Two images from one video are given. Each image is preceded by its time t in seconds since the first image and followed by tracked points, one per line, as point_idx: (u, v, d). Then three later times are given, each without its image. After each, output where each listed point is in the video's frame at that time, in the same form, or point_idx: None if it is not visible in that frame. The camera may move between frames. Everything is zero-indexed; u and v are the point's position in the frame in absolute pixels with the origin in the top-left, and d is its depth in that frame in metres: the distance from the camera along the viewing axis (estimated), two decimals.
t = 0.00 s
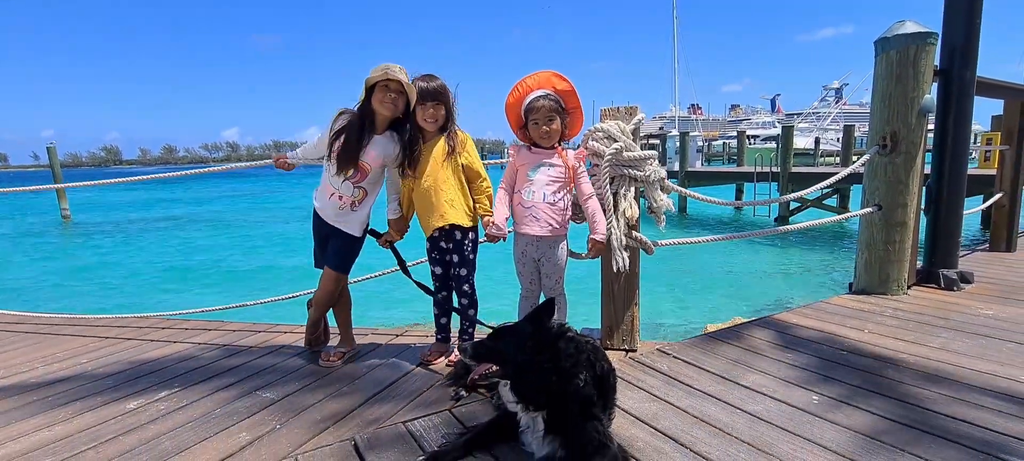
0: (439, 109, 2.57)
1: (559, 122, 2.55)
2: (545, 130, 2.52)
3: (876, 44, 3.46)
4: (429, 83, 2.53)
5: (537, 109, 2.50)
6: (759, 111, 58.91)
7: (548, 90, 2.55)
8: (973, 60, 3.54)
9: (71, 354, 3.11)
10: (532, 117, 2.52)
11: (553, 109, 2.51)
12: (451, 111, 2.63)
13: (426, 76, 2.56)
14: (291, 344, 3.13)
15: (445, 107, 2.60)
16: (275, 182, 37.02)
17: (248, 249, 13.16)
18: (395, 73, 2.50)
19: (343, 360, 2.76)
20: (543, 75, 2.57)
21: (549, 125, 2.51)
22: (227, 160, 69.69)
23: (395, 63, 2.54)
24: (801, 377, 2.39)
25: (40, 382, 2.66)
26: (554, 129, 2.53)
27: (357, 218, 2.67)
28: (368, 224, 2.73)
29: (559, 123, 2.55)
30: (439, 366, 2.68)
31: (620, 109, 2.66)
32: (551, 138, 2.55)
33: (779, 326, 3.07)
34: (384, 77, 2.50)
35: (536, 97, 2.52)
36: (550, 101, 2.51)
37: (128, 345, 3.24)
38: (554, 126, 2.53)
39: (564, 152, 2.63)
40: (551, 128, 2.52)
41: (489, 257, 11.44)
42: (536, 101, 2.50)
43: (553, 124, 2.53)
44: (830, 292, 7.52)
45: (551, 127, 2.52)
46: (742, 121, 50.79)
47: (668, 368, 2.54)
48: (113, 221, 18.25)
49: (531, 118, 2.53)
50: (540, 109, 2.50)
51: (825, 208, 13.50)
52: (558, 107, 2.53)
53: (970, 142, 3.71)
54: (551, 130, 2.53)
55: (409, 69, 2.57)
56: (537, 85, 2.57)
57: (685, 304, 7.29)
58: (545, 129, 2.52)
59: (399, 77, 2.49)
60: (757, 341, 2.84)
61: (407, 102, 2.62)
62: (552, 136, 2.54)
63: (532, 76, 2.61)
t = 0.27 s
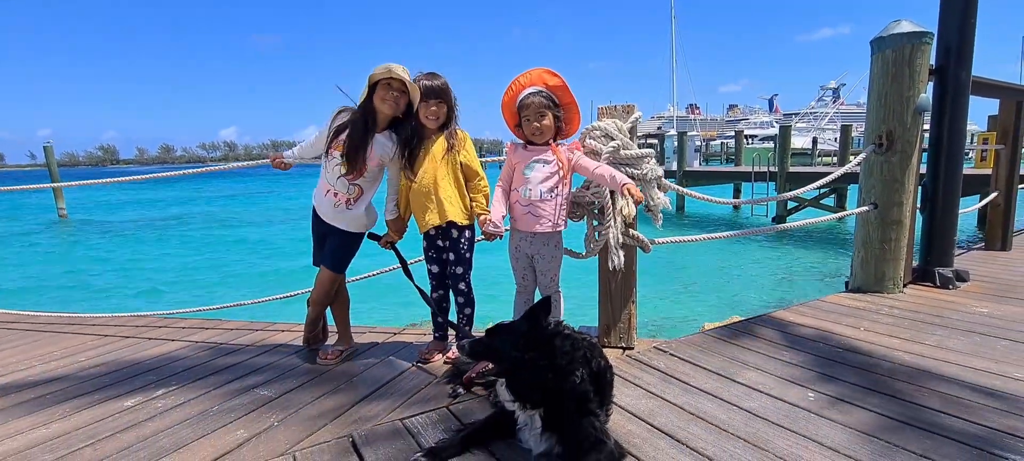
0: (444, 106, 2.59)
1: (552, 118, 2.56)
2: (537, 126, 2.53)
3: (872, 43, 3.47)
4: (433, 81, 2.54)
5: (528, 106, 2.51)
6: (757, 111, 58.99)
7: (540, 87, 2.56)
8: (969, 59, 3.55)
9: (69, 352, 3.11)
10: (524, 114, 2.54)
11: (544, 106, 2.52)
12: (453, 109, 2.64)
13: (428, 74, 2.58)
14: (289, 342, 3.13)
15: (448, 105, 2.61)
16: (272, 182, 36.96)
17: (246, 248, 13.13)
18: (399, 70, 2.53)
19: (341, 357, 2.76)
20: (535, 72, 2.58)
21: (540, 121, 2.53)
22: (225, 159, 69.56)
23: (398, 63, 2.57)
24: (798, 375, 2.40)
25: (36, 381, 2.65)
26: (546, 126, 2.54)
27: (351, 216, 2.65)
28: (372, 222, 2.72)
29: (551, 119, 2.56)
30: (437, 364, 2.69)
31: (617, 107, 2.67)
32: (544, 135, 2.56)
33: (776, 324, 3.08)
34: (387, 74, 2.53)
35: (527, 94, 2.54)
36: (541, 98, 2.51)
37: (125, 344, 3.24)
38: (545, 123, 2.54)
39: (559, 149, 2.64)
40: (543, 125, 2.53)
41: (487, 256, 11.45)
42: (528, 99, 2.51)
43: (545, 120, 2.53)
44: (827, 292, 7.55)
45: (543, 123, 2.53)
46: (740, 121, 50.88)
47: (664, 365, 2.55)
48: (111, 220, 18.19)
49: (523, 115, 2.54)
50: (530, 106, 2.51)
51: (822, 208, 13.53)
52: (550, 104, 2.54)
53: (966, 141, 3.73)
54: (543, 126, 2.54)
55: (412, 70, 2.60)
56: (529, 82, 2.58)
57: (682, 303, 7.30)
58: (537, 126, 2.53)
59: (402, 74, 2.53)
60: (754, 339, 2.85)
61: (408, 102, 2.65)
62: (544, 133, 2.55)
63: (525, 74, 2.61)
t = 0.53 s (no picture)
0: (438, 110, 2.58)
1: (544, 119, 2.56)
2: (529, 127, 2.55)
3: (868, 47, 3.50)
4: (431, 86, 2.53)
5: (520, 108, 2.53)
6: (753, 115, 59.24)
7: (531, 89, 2.56)
8: (963, 63, 3.58)
9: (63, 355, 3.09)
10: (516, 116, 2.56)
11: (535, 107, 2.53)
12: (451, 113, 2.65)
13: (426, 78, 2.56)
14: (286, 345, 3.12)
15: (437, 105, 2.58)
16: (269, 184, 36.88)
17: (242, 251, 13.09)
18: (396, 72, 2.53)
19: (337, 360, 2.75)
20: (527, 75, 2.59)
21: (532, 123, 2.54)
22: (221, 162, 69.40)
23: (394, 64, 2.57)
24: (794, 378, 2.41)
25: (29, 384, 2.63)
26: (538, 127, 2.55)
27: (350, 218, 2.65)
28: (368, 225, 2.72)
29: (544, 120, 2.56)
30: (433, 367, 2.69)
31: (613, 111, 2.68)
32: (537, 136, 2.57)
33: (773, 327, 3.09)
34: (384, 76, 2.53)
35: (519, 96, 2.55)
36: (532, 99, 2.53)
37: (119, 347, 3.22)
38: (537, 124, 2.55)
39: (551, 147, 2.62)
40: (534, 126, 2.54)
41: (484, 259, 11.45)
42: (519, 102, 2.54)
43: (536, 122, 2.54)
44: (823, 294, 7.57)
45: (535, 125, 2.54)
46: (736, 125, 51.07)
47: (661, 368, 2.55)
48: (106, 223, 18.12)
49: (515, 117, 2.57)
50: (522, 108, 2.53)
51: (818, 212, 13.59)
52: (541, 105, 2.54)
53: (960, 145, 3.76)
54: (536, 127, 2.55)
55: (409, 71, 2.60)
56: (521, 86, 2.59)
57: (679, 307, 7.30)
58: (529, 127, 2.55)
59: (399, 77, 2.52)
60: (751, 342, 2.85)
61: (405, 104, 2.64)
62: (536, 134, 2.56)
63: (518, 78, 2.63)
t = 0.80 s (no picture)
0: (437, 110, 2.56)
1: (541, 116, 2.55)
2: (527, 126, 2.53)
3: (865, 46, 3.50)
4: (432, 85, 2.54)
5: (517, 109, 2.53)
6: (750, 115, 59.32)
7: (526, 87, 2.56)
8: (960, 62, 3.59)
9: (59, 355, 3.07)
10: (513, 115, 2.56)
11: (532, 106, 2.53)
12: (450, 113, 2.63)
13: (426, 78, 2.57)
14: (283, 345, 3.11)
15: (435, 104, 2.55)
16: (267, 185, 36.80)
17: (239, 251, 13.06)
18: (396, 71, 2.53)
19: (335, 359, 2.74)
20: (521, 75, 2.58)
21: (530, 121, 2.53)
22: (219, 162, 69.26)
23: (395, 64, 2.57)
24: (793, 376, 2.41)
25: (25, 383, 2.62)
26: (535, 124, 2.54)
27: (346, 216, 2.65)
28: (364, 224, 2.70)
29: (541, 117, 2.55)
30: (432, 366, 2.68)
31: (611, 109, 2.67)
32: (535, 133, 2.56)
33: (771, 325, 3.09)
34: (383, 75, 2.53)
35: (514, 95, 2.55)
36: (528, 100, 2.52)
37: (116, 346, 3.20)
38: (534, 121, 2.54)
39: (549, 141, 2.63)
40: (532, 124, 2.53)
41: (482, 259, 11.44)
42: (516, 103, 2.53)
43: (533, 119, 2.53)
44: (821, 294, 7.58)
45: (532, 122, 2.53)
46: (734, 125, 51.14)
47: (660, 366, 2.54)
48: (103, 223, 18.05)
49: (512, 116, 2.56)
50: (518, 106, 2.53)
51: (815, 211, 13.60)
52: (538, 102, 2.54)
53: (957, 143, 3.76)
54: (533, 125, 2.53)
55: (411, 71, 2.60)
56: (516, 85, 2.58)
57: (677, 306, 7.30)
58: (527, 125, 2.53)
59: (398, 75, 2.52)
60: (750, 341, 2.85)
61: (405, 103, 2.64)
62: (534, 132, 2.55)
63: (511, 78, 2.62)
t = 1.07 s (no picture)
0: (437, 111, 2.58)
1: (542, 115, 2.55)
2: (528, 127, 2.53)
3: (863, 47, 3.51)
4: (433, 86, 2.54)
5: (518, 110, 2.52)
6: (748, 117, 59.42)
7: (524, 88, 2.55)
8: (958, 63, 3.59)
9: (56, 355, 3.06)
10: (513, 117, 2.55)
11: (532, 107, 2.52)
12: (450, 115, 2.63)
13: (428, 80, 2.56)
14: (282, 345, 3.10)
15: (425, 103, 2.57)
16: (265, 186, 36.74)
17: (237, 252, 13.03)
18: (397, 71, 2.51)
19: (334, 360, 2.73)
20: (518, 76, 2.57)
21: (530, 121, 2.52)
22: (217, 164, 69.13)
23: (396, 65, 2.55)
24: (792, 376, 2.40)
25: (22, 384, 2.61)
26: (537, 124, 2.53)
27: (345, 216, 2.64)
28: (363, 225, 2.70)
29: (542, 117, 2.55)
30: (431, 367, 2.67)
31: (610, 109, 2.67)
32: (537, 133, 2.55)
33: (770, 325, 3.08)
34: (384, 75, 2.51)
35: (513, 97, 2.54)
36: (528, 100, 2.52)
37: (114, 347, 3.20)
38: (535, 121, 2.53)
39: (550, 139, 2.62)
40: (533, 124, 2.53)
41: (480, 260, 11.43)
42: (516, 104, 2.52)
43: (534, 119, 2.53)
44: (819, 294, 7.59)
45: (533, 122, 2.53)
46: (731, 127, 51.23)
47: (659, 366, 2.54)
48: (100, 224, 18.01)
49: (513, 118, 2.56)
50: (518, 108, 2.52)
51: (813, 213, 13.62)
52: (538, 102, 2.53)
53: (955, 144, 3.77)
54: (535, 125, 2.53)
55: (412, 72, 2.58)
56: (514, 87, 2.57)
57: (675, 307, 7.29)
58: (528, 126, 2.53)
59: (400, 76, 2.50)
60: (749, 341, 2.84)
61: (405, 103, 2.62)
62: (536, 132, 2.54)
63: (508, 79, 2.60)
